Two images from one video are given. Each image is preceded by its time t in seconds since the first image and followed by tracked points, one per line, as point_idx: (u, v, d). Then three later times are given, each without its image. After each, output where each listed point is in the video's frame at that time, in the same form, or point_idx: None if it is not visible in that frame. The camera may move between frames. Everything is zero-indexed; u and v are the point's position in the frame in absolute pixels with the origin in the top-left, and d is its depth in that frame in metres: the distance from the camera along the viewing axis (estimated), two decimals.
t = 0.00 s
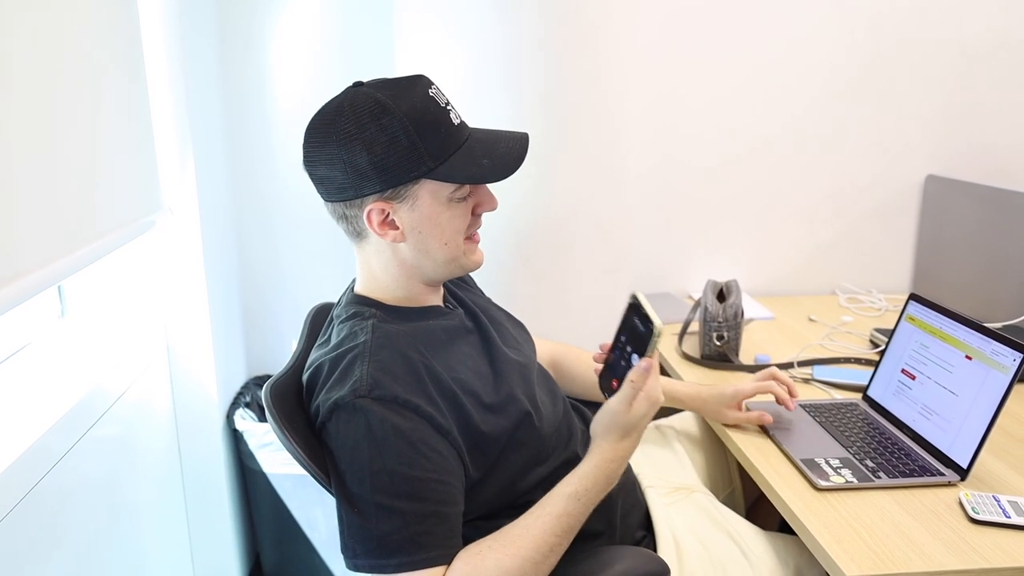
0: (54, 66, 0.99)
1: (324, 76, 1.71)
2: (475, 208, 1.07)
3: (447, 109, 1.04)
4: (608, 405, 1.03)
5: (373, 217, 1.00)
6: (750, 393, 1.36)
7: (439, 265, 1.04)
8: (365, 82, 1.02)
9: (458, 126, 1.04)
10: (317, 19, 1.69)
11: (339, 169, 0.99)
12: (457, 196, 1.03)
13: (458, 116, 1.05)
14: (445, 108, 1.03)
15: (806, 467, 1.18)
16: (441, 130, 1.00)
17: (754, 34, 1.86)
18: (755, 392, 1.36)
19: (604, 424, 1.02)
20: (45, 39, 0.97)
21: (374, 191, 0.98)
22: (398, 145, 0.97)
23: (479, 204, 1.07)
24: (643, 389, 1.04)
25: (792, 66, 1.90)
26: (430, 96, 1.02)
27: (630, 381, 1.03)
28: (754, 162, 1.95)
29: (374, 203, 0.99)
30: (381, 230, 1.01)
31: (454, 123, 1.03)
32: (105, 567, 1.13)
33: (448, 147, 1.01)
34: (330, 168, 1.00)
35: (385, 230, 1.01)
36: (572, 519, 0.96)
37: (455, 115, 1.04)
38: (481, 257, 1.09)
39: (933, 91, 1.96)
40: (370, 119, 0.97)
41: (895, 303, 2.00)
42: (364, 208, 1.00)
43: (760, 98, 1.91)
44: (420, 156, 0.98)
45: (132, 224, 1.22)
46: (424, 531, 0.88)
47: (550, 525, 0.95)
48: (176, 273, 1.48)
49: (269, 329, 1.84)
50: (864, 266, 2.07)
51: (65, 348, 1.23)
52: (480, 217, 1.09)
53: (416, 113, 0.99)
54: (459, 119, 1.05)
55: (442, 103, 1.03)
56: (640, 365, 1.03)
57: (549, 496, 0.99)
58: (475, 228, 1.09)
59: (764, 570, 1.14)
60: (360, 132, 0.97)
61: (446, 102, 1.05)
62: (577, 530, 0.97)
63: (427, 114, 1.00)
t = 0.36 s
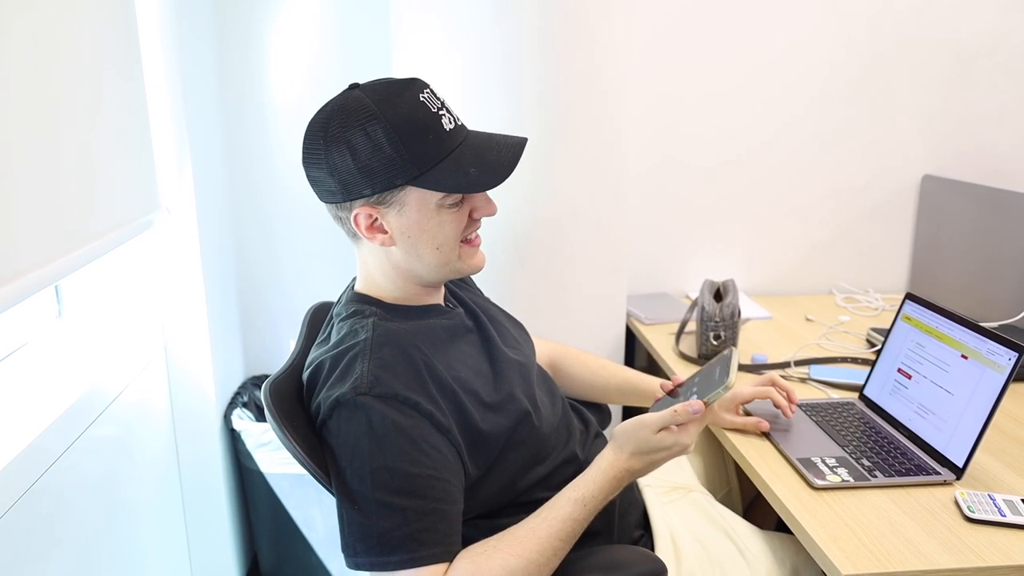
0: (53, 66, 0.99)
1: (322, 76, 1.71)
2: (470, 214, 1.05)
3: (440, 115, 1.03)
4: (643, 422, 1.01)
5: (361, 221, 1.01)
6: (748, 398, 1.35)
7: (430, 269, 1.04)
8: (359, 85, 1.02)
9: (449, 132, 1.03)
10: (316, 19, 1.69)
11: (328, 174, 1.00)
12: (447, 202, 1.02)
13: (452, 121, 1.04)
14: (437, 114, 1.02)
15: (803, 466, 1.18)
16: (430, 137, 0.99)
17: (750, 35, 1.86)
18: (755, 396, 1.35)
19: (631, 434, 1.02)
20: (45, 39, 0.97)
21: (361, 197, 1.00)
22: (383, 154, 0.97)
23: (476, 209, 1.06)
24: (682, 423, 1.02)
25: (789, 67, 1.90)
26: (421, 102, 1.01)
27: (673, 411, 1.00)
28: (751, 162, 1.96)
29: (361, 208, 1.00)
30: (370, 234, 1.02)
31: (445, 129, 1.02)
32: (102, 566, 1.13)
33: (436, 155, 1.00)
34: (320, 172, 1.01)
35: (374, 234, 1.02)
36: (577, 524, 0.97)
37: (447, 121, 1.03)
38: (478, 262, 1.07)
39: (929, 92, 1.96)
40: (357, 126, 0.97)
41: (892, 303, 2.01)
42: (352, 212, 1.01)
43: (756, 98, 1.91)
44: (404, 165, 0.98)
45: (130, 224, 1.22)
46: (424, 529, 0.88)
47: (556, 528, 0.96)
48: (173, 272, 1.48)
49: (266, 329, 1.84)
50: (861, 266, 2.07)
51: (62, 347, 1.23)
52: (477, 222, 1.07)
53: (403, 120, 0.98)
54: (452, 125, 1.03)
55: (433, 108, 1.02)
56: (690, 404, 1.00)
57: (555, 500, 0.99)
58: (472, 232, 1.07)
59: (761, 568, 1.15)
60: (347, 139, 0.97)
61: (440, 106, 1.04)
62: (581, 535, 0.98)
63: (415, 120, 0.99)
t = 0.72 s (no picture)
0: (54, 66, 0.99)
1: (321, 76, 1.71)
2: (471, 217, 1.05)
3: (444, 119, 1.02)
4: (636, 417, 1.01)
5: (362, 224, 1.01)
6: (748, 398, 1.35)
7: (431, 272, 1.04)
8: (362, 87, 1.02)
9: (453, 136, 1.02)
10: (314, 20, 1.68)
11: (331, 177, 1.00)
12: (449, 205, 1.02)
13: (455, 125, 1.03)
14: (441, 117, 1.02)
15: (803, 466, 1.18)
16: (433, 140, 0.99)
17: (749, 35, 1.87)
18: (755, 395, 1.35)
19: (626, 431, 1.01)
20: (45, 39, 0.97)
21: (363, 201, 1.00)
22: (387, 157, 0.97)
23: (477, 212, 1.06)
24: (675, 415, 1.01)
25: (787, 67, 1.90)
26: (425, 106, 1.01)
27: (664, 405, 1.00)
28: (750, 162, 1.96)
29: (363, 211, 1.00)
30: (371, 237, 1.02)
31: (449, 133, 1.02)
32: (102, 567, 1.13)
33: (440, 159, 1.00)
34: (323, 175, 1.01)
35: (376, 237, 1.02)
36: (576, 524, 0.97)
37: (451, 124, 1.03)
38: (479, 265, 1.07)
39: (927, 92, 1.97)
40: (361, 129, 0.97)
41: (891, 303, 2.01)
42: (354, 215, 1.01)
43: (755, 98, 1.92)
44: (408, 168, 0.98)
45: (129, 225, 1.22)
46: (424, 531, 0.88)
47: (555, 529, 0.96)
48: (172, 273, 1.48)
49: (265, 330, 1.83)
50: (859, 266, 2.08)
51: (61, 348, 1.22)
52: (478, 225, 1.07)
53: (407, 124, 0.98)
54: (456, 129, 1.03)
55: (437, 112, 1.02)
56: (681, 396, 0.99)
57: (554, 500, 0.99)
58: (473, 235, 1.07)
59: (761, 569, 1.15)
60: (350, 142, 0.97)
61: (444, 109, 1.03)
62: (580, 534, 0.98)
63: (420, 124, 0.99)
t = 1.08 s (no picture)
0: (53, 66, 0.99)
1: (319, 76, 1.71)
2: (469, 215, 1.05)
3: (439, 116, 1.02)
4: (631, 416, 1.01)
5: (361, 224, 1.01)
6: (745, 398, 1.36)
7: (430, 271, 1.04)
8: (356, 86, 1.02)
9: (449, 133, 1.02)
10: (311, 20, 1.68)
11: (328, 177, 1.00)
12: (447, 203, 1.01)
13: (451, 122, 1.03)
14: (437, 115, 1.02)
15: (801, 467, 1.18)
16: (430, 138, 0.99)
17: (747, 35, 1.87)
18: (752, 396, 1.35)
19: (622, 430, 1.01)
20: (44, 39, 0.97)
21: (361, 201, 0.99)
22: (384, 156, 0.97)
23: (475, 210, 1.06)
24: (671, 414, 1.01)
25: (785, 67, 1.90)
26: (420, 103, 1.00)
27: (660, 403, 1.00)
28: (748, 162, 1.96)
29: (361, 211, 1.00)
30: (370, 237, 1.02)
31: (445, 130, 1.02)
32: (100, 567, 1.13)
33: (437, 156, 0.99)
34: (320, 176, 1.00)
35: (375, 237, 1.02)
36: (574, 523, 0.97)
37: (447, 121, 1.02)
38: (478, 263, 1.07)
39: (925, 92, 1.97)
40: (357, 128, 0.97)
41: (888, 303, 2.01)
42: (353, 215, 1.01)
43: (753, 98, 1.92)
44: (405, 166, 0.97)
45: (128, 226, 1.21)
46: (423, 532, 0.88)
47: (553, 528, 0.96)
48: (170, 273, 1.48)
49: (263, 331, 1.83)
50: (856, 266, 2.08)
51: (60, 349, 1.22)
52: (477, 223, 1.07)
53: (403, 121, 0.98)
54: (451, 126, 1.03)
55: (433, 110, 1.02)
56: (677, 395, 1.00)
57: (551, 499, 0.99)
58: (472, 234, 1.07)
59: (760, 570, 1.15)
60: (346, 141, 0.97)
61: (439, 107, 1.03)
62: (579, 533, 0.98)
63: (415, 122, 0.99)
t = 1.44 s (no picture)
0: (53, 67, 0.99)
1: (318, 77, 1.71)
2: (472, 215, 1.05)
3: (442, 115, 1.03)
4: (616, 406, 1.00)
5: (366, 224, 1.00)
6: (745, 398, 1.36)
7: (433, 272, 1.04)
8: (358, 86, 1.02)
9: (452, 132, 1.03)
10: (310, 20, 1.68)
11: (332, 176, 1.00)
12: (450, 203, 1.02)
13: (453, 122, 1.04)
14: (439, 114, 1.02)
15: (800, 467, 1.19)
16: (433, 137, 1.00)
17: (746, 36, 1.87)
18: (752, 396, 1.36)
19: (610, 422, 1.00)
20: (44, 40, 0.97)
21: (366, 200, 0.99)
22: (388, 155, 0.97)
23: (478, 210, 1.06)
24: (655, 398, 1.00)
25: (784, 68, 1.91)
26: (423, 103, 1.01)
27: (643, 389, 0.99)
28: (747, 163, 1.96)
29: (366, 211, 1.00)
30: (375, 237, 1.01)
31: (448, 129, 1.02)
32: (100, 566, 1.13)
33: (440, 155, 1.00)
34: (323, 176, 1.00)
35: (379, 237, 1.02)
36: (568, 517, 0.97)
37: (449, 121, 1.03)
38: (479, 264, 1.08)
39: (923, 92, 1.97)
40: (361, 128, 0.97)
41: (887, 303, 2.02)
42: (357, 215, 1.00)
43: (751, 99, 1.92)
44: (409, 165, 0.98)
45: (126, 227, 1.21)
46: (425, 533, 0.88)
47: (547, 524, 0.96)
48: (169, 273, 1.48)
49: (263, 332, 1.83)
50: (855, 267, 2.08)
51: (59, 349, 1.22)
52: (479, 223, 1.07)
53: (407, 120, 0.98)
54: (454, 125, 1.03)
55: (435, 109, 1.02)
56: (659, 377, 0.98)
57: (544, 495, 0.99)
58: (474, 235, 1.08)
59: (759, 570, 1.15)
60: (350, 141, 0.97)
61: (442, 107, 1.04)
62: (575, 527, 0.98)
63: (419, 121, 0.99)
